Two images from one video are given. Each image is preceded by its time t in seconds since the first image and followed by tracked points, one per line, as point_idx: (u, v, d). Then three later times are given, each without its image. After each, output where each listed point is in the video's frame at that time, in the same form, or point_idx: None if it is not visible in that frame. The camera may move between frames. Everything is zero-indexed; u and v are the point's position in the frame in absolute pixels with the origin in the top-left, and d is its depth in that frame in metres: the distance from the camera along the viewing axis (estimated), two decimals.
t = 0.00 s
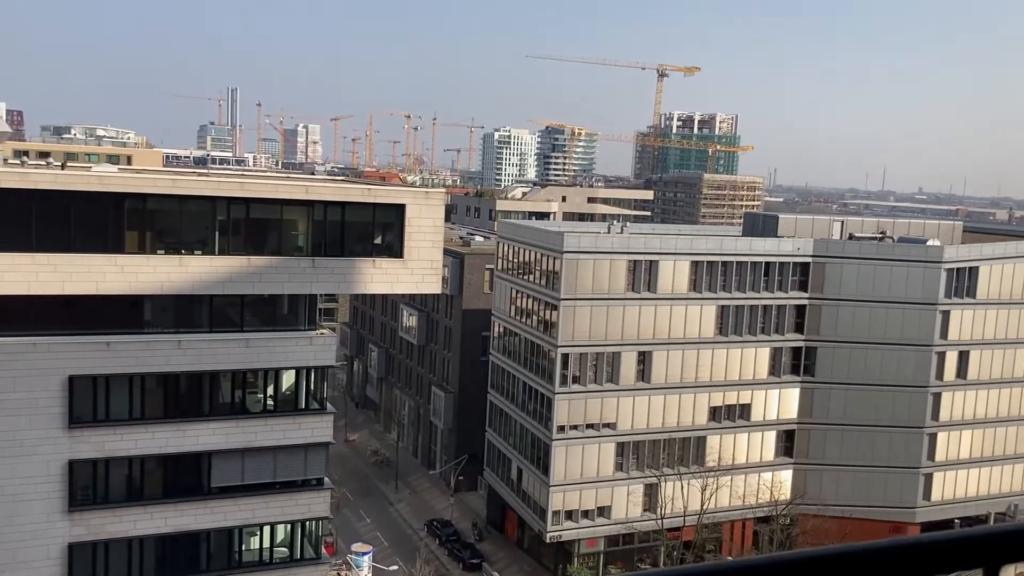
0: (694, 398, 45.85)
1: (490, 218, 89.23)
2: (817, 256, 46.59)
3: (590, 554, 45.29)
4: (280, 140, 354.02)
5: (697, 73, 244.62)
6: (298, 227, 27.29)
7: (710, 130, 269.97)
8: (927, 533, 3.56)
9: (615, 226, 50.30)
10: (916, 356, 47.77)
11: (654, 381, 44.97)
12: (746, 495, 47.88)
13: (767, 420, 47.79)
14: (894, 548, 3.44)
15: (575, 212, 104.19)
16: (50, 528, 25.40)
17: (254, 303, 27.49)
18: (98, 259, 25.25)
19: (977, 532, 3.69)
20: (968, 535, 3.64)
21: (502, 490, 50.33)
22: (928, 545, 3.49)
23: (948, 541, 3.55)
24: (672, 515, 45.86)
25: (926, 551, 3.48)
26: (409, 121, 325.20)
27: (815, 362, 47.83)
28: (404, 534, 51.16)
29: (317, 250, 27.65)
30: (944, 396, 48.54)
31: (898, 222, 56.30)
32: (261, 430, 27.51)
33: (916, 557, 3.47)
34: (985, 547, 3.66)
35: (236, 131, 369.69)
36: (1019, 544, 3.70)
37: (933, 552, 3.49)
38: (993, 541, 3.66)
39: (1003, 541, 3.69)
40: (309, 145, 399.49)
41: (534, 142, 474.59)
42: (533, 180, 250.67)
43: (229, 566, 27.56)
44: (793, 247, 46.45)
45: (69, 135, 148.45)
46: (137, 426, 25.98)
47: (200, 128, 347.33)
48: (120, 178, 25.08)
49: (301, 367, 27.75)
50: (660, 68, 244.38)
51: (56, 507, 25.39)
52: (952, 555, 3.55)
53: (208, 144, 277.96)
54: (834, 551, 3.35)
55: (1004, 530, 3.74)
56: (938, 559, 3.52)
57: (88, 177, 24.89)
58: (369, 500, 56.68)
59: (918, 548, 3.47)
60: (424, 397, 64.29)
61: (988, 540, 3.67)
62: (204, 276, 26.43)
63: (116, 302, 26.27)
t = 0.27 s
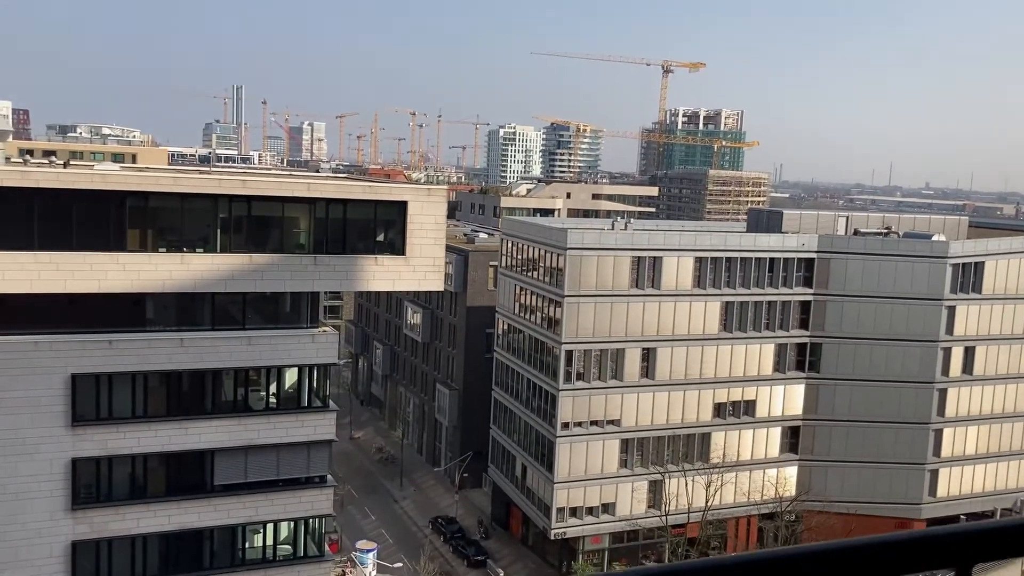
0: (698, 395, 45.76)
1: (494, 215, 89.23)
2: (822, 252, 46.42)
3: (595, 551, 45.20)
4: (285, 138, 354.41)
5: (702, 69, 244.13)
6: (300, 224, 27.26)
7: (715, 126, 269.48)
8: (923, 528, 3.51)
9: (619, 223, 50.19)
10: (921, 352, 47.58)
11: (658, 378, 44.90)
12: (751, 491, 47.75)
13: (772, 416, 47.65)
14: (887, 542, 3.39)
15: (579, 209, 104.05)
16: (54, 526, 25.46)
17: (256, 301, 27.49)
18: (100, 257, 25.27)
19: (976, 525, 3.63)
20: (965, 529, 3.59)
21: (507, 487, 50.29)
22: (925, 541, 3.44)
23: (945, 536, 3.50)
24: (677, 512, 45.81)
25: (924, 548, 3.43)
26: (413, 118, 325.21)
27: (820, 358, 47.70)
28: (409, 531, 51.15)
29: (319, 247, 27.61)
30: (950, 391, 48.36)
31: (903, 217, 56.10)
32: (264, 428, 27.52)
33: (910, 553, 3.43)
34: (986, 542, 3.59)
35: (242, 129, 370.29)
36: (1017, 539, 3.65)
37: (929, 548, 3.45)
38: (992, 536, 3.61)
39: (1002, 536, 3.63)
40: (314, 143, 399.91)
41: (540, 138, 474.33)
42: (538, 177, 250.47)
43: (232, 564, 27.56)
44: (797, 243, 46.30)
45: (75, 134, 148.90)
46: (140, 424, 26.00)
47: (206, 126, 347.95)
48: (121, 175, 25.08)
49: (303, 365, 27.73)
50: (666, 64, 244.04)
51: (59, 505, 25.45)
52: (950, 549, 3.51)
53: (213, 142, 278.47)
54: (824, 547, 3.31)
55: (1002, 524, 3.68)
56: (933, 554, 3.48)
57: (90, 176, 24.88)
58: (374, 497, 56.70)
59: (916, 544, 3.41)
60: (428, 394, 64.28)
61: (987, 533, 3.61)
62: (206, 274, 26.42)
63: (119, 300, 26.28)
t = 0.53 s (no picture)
0: (700, 389, 45.80)
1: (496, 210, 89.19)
2: (823, 245, 46.35)
3: (598, 546, 45.39)
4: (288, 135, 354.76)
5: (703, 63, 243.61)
6: (299, 221, 27.30)
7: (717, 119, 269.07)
8: (927, 510, 3.43)
9: (620, 217, 50.13)
10: (923, 345, 47.54)
11: (659, 372, 44.92)
12: (753, 485, 47.77)
13: (774, 410, 47.65)
14: (888, 526, 3.32)
15: (581, 203, 103.97)
16: (57, 524, 25.59)
17: (256, 298, 27.55)
18: (99, 256, 25.34)
19: (984, 507, 3.52)
20: (973, 511, 3.49)
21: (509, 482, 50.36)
22: (928, 523, 3.36)
23: (951, 517, 3.41)
24: (679, 506, 45.87)
25: (929, 529, 3.35)
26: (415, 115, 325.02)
27: (822, 351, 47.68)
28: (412, 527, 51.26)
29: (318, 244, 27.65)
30: (952, 383, 48.31)
31: (905, 209, 56.00)
32: (264, 425, 27.60)
33: (912, 534, 3.36)
34: (996, 523, 3.49)
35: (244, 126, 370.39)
36: None
37: (932, 530, 3.37)
38: (1002, 517, 3.50)
39: (1013, 517, 3.52)
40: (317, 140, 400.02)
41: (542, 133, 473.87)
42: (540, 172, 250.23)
43: (234, 560, 27.65)
44: (798, 236, 46.24)
45: (77, 132, 148.93)
46: (141, 422, 26.09)
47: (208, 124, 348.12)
48: (119, 174, 25.12)
49: (303, 362, 27.79)
50: (668, 58, 243.52)
51: (61, 503, 25.58)
52: (955, 531, 3.42)
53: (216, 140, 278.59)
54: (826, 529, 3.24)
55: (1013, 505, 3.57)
56: (938, 536, 3.40)
57: (88, 174, 24.93)
58: (377, 493, 56.82)
59: (918, 526, 3.34)
60: (431, 389, 64.34)
61: (998, 515, 3.50)
62: (205, 271, 26.48)
63: (119, 298, 26.38)
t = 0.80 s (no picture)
0: (698, 382, 45.79)
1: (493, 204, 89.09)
2: (820, 236, 46.33)
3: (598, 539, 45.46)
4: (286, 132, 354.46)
5: (701, 55, 242.96)
6: (293, 217, 27.26)
7: (716, 112, 268.77)
8: (906, 501, 3.47)
9: (617, 210, 50.07)
10: (921, 335, 47.55)
11: (657, 365, 44.92)
12: (752, 477, 47.82)
13: (772, 402, 47.66)
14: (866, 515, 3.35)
15: (579, 197, 103.91)
16: (54, 522, 25.60)
17: (251, 295, 27.54)
18: (93, 254, 25.30)
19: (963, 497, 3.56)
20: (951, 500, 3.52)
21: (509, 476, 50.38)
22: (905, 512, 3.40)
23: (928, 507, 3.45)
24: (678, 498, 45.91)
25: (907, 520, 3.39)
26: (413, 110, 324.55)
27: (820, 343, 47.65)
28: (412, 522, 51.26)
29: (313, 240, 27.62)
30: (950, 374, 48.32)
31: (902, 200, 55.95)
32: (261, 421, 27.61)
33: (890, 526, 3.40)
34: (974, 512, 3.53)
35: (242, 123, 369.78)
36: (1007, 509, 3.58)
37: (911, 520, 3.40)
38: (980, 507, 3.54)
39: (989, 507, 3.57)
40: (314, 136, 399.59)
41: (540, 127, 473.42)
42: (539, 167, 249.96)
43: (232, 557, 27.66)
44: (795, 228, 46.18)
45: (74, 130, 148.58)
46: (137, 420, 26.09)
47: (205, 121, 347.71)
48: (112, 172, 25.08)
49: (299, 358, 27.76)
50: (666, 50, 243.03)
51: (58, 502, 25.59)
52: (935, 522, 3.45)
53: (213, 137, 278.27)
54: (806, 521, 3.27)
55: (990, 495, 3.62)
56: (917, 527, 3.43)
57: (81, 172, 24.88)
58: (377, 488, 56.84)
59: (896, 517, 3.37)
60: (430, 384, 64.33)
61: (976, 504, 3.54)
62: (200, 268, 26.45)
63: (113, 296, 26.36)
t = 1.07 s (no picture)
0: (696, 372, 45.72)
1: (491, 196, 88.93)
2: (817, 225, 46.22)
3: (598, 530, 45.47)
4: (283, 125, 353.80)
5: (698, 44, 242.31)
6: (287, 212, 27.13)
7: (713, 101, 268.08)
8: (826, 506, 3.61)
9: (613, 201, 49.94)
10: (919, 324, 47.49)
11: (656, 356, 44.82)
12: (751, 467, 47.80)
13: (771, 391, 47.61)
14: (788, 522, 3.47)
15: (577, 188, 103.74)
16: (50, 519, 25.57)
17: (246, 290, 27.45)
18: (86, 250, 25.20)
19: (880, 501, 3.71)
20: (867, 505, 3.67)
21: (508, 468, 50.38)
22: (822, 518, 3.54)
23: (844, 513, 3.60)
24: (677, 489, 45.89)
25: (823, 524, 3.53)
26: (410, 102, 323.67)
27: (818, 332, 47.65)
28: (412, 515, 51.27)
29: (307, 234, 27.49)
30: (948, 362, 48.27)
31: (900, 188, 55.80)
32: (257, 417, 27.52)
33: (808, 532, 3.53)
34: (890, 516, 3.68)
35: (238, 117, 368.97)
36: (919, 513, 3.74)
37: (827, 526, 3.55)
38: (895, 510, 3.70)
39: (905, 510, 3.72)
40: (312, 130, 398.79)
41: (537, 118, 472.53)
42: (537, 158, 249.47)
43: (230, 553, 27.61)
44: (792, 217, 46.06)
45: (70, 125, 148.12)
46: (132, 416, 26.02)
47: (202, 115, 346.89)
48: (104, 167, 24.95)
49: (295, 353, 27.66)
50: (663, 40, 242.31)
51: (55, 499, 25.56)
52: (850, 525, 3.60)
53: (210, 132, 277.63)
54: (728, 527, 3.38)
55: (905, 499, 3.77)
56: (832, 531, 3.58)
57: (73, 168, 24.75)
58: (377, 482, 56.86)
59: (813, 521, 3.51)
60: (428, 377, 64.29)
61: (891, 508, 3.70)
62: (194, 264, 26.35)
63: (107, 292, 26.26)
